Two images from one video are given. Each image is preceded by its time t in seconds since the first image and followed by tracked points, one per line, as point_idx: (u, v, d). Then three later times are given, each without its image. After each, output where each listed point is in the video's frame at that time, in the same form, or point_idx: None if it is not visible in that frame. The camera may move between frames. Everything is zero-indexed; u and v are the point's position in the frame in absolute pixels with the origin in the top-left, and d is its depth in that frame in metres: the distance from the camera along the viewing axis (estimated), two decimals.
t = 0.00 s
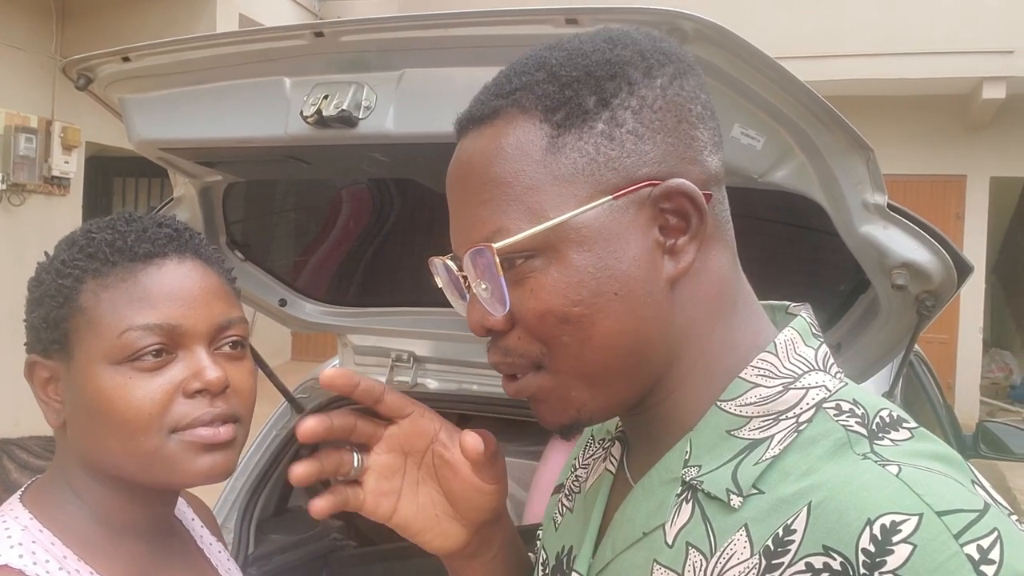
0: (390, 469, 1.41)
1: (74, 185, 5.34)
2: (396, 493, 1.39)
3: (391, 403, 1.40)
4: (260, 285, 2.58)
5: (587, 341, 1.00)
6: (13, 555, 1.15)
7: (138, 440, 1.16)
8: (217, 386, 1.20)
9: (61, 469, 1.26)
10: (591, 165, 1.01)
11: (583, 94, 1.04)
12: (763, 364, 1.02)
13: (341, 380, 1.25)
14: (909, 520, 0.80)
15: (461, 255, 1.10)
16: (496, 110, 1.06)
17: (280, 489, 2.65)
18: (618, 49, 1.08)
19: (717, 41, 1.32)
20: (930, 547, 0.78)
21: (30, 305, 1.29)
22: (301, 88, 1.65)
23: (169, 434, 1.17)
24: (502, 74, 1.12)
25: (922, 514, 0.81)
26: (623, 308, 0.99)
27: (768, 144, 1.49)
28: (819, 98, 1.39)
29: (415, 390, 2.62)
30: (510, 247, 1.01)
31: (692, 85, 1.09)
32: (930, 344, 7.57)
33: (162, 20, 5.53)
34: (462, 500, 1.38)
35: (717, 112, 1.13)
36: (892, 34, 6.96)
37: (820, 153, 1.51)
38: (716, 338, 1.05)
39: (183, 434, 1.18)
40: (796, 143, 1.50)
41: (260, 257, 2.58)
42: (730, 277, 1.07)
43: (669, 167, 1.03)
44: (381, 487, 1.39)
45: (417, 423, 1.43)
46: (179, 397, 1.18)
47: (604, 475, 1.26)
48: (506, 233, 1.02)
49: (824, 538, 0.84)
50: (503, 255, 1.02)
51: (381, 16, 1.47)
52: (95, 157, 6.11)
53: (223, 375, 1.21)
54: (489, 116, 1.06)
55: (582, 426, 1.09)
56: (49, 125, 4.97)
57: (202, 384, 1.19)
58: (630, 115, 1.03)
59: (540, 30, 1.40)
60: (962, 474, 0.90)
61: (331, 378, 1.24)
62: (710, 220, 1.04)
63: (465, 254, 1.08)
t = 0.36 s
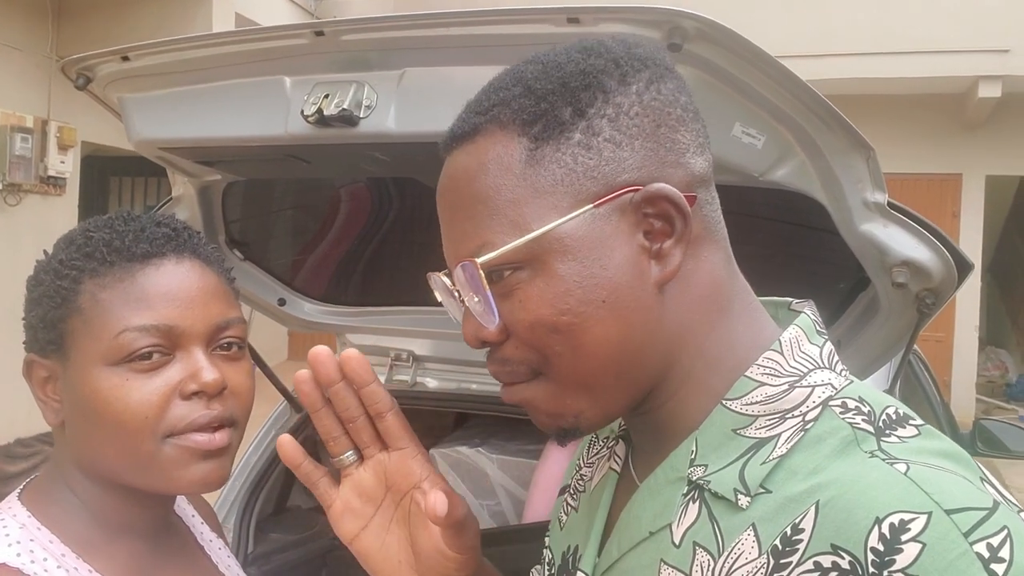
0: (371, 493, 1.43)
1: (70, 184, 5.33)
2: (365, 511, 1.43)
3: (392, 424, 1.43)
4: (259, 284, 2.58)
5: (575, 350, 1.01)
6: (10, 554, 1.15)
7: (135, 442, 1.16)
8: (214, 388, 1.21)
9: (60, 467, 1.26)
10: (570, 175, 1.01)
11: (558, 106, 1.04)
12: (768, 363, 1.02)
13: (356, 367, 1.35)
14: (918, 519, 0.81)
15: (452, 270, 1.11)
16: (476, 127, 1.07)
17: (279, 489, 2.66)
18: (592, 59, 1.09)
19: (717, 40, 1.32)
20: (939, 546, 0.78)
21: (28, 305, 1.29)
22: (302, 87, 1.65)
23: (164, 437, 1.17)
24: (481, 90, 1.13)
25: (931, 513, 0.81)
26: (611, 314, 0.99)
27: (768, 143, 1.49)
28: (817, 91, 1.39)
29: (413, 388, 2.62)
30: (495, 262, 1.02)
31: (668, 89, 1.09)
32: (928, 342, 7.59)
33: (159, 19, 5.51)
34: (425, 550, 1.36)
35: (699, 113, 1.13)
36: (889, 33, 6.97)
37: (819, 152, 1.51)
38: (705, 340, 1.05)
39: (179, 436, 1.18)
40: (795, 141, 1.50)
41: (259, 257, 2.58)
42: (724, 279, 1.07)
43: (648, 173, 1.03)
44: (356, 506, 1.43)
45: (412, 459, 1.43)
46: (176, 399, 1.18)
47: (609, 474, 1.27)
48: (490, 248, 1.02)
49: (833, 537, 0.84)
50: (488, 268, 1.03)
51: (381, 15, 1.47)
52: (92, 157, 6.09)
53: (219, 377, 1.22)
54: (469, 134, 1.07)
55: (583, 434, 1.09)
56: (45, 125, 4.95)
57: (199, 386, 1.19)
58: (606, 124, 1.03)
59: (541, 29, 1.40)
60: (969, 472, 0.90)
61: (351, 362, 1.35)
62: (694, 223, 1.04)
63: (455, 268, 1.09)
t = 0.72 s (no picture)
0: (346, 513, 1.47)
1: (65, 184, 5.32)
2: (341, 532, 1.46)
3: (360, 448, 1.45)
4: (256, 283, 2.59)
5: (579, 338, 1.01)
6: (5, 552, 1.16)
7: (125, 442, 1.16)
8: (203, 390, 1.21)
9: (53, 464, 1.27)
10: (585, 163, 1.02)
11: (580, 91, 1.04)
12: (758, 362, 1.03)
13: (315, 400, 1.37)
14: (907, 515, 0.81)
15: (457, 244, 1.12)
16: (496, 104, 1.06)
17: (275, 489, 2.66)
18: (619, 44, 1.08)
19: (713, 38, 1.33)
20: (928, 542, 0.79)
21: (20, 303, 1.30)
22: (299, 86, 1.65)
23: (153, 437, 1.18)
24: (504, 67, 1.12)
25: (920, 509, 0.81)
26: (613, 307, 1.00)
27: (764, 142, 1.50)
28: (819, 96, 1.40)
29: (411, 387, 2.61)
30: (501, 243, 1.02)
31: (693, 82, 1.09)
32: (924, 340, 7.59)
33: (155, 19, 5.51)
34: (401, 567, 1.42)
35: (720, 109, 1.13)
36: (885, 31, 6.98)
37: (817, 151, 1.52)
38: (710, 334, 1.06)
39: (168, 436, 1.19)
40: (791, 139, 1.51)
41: (256, 255, 2.58)
42: (729, 278, 1.07)
43: (663, 165, 1.03)
44: (332, 528, 1.46)
45: (383, 478, 1.47)
46: (164, 400, 1.18)
47: (599, 473, 1.27)
48: (496, 228, 1.03)
49: (822, 534, 0.85)
50: (493, 249, 1.03)
51: (378, 14, 1.48)
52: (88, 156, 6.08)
53: (209, 379, 1.22)
54: (489, 109, 1.07)
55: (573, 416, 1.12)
56: (40, 125, 4.94)
57: (188, 388, 1.19)
58: (626, 113, 1.03)
59: (537, 27, 1.41)
60: (957, 469, 0.91)
61: (308, 395, 1.37)
62: (705, 219, 1.04)
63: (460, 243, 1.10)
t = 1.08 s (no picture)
0: (347, 513, 1.47)
1: (63, 184, 5.32)
2: (342, 532, 1.45)
3: (360, 450, 1.46)
4: (255, 284, 2.59)
5: (581, 339, 1.01)
6: (2, 553, 1.16)
7: (121, 445, 1.16)
8: (199, 395, 1.21)
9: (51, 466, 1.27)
10: (588, 164, 1.02)
11: (585, 91, 1.04)
12: (758, 363, 1.03)
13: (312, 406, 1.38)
14: (907, 517, 0.81)
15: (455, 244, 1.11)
16: (500, 101, 1.06)
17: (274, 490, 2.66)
18: (624, 45, 1.08)
19: (713, 39, 1.33)
20: (929, 544, 0.79)
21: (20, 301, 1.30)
22: (299, 87, 1.65)
23: (148, 441, 1.17)
24: (508, 64, 1.12)
25: (920, 511, 0.82)
26: (615, 308, 1.00)
27: (764, 142, 1.49)
28: (819, 96, 1.40)
29: (410, 388, 2.61)
30: (504, 242, 1.02)
31: (697, 85, 1.09)
32: (922, 340, 7.60)
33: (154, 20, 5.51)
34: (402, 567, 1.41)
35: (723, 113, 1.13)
36: (883, 31, 6.98)
37: (818, 151, 1.52)
38: (712, 336, 1.06)
39: (162, 441, 1.18)
40: (791, 140, 1.51)
41: (254, 256, 2.58)
42: (730, 281, 1.07)
43: (667, 167, 1.03)
44: (332, 527, 1.45)
45: (383, 478, 1.47)
46: (160, 405, 1.18)
47: (600, 476, 1.27)
48: (498, 228, 1.03)
49: (823, 537, 0.85)
50: (494, 249, 1.03)
51: (378, 16, 1.48)
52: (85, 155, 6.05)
53: (205, 384, 1.22)
54: (494, 105, 1.07)
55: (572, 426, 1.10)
56: (38, 125, 4.93)
57: (184, 393, 1.19)
58: (631, 114, 1.03)
59: (538, 30, 1.41)
60: (957, 470, 0.91)
61: (305, 400, 1.38)
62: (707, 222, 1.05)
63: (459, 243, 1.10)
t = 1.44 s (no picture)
0: (314, 557, 1.45)
1: (62, 184, 5.31)
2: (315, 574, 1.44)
3: (312, 496, 1.43)
4: (258, 283, 2.59)
5: (585, 336, 1.01)
6: (5, 551, 1.16)
7: (120, 451, 1.16)
8: (199, 403, 1.20)
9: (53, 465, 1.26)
10: (593, 163, 1.01)
11: (590, 90, 1.04)
12: (766, 362, 1.02)
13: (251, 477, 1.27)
14: (918, 516, 0.81)
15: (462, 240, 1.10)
16: (506, 101, 1.06)
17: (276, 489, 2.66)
18: (630, 45, 1.08)
19: (725, 38, 1.32)
20: (940, 543, 0.79)
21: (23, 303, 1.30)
22: (304, 86, 1.64)
23: (148, 448, 1.17)
24: (513, 65, 1.12)
25: (931, 510, 0.81)
26: (619, 307, 1.00)
27: (773, 141, 1.50)
28: (827, 94, 1.40)
29: (412, 388, 2.60)
30: (509, 241, 1.02)
31: (704, 84, 1.09)
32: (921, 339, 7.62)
33: (152, 19, 5.50)
34: None
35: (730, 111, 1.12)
36: (884, 31, 6.98)
37: (824, 151, 1.52)
38: (717, 337, 1.05)
39: (163, 448, 1.18)
40: (799, 139, 1.51)
41: (256, 255, 2.57)
42: (736, 280, 1.07)
43: (673, 166, 1.03)
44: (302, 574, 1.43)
45: (343, 518, 1.45)
46: (161, 413, 1.17)
47: (608, 476, 1.27)
48: (504, 226, 1.03)
49: (833, 536, 0.85)
50: (500, 247, 1.03)
51: (384, 13, 1.47)
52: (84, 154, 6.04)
53: (205, 393, 1.21)
54: (500, 105, 1.07)
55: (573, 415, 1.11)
56: (36, 124, 4.92)
57: (183, 401, 1.18)
58: (637, 114, 1.03)
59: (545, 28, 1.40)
60: (967, 468, 0.91)
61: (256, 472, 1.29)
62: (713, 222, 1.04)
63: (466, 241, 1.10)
